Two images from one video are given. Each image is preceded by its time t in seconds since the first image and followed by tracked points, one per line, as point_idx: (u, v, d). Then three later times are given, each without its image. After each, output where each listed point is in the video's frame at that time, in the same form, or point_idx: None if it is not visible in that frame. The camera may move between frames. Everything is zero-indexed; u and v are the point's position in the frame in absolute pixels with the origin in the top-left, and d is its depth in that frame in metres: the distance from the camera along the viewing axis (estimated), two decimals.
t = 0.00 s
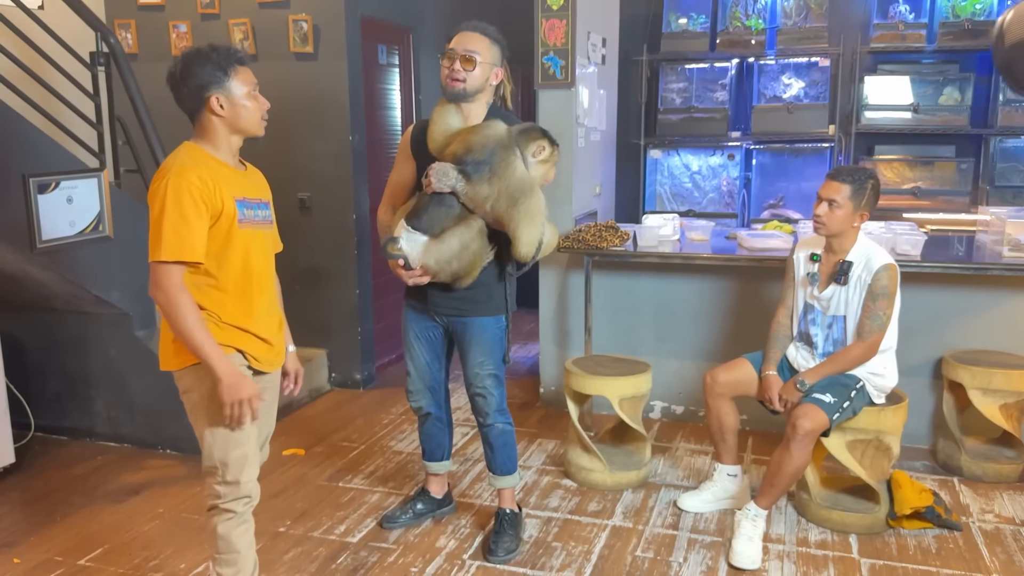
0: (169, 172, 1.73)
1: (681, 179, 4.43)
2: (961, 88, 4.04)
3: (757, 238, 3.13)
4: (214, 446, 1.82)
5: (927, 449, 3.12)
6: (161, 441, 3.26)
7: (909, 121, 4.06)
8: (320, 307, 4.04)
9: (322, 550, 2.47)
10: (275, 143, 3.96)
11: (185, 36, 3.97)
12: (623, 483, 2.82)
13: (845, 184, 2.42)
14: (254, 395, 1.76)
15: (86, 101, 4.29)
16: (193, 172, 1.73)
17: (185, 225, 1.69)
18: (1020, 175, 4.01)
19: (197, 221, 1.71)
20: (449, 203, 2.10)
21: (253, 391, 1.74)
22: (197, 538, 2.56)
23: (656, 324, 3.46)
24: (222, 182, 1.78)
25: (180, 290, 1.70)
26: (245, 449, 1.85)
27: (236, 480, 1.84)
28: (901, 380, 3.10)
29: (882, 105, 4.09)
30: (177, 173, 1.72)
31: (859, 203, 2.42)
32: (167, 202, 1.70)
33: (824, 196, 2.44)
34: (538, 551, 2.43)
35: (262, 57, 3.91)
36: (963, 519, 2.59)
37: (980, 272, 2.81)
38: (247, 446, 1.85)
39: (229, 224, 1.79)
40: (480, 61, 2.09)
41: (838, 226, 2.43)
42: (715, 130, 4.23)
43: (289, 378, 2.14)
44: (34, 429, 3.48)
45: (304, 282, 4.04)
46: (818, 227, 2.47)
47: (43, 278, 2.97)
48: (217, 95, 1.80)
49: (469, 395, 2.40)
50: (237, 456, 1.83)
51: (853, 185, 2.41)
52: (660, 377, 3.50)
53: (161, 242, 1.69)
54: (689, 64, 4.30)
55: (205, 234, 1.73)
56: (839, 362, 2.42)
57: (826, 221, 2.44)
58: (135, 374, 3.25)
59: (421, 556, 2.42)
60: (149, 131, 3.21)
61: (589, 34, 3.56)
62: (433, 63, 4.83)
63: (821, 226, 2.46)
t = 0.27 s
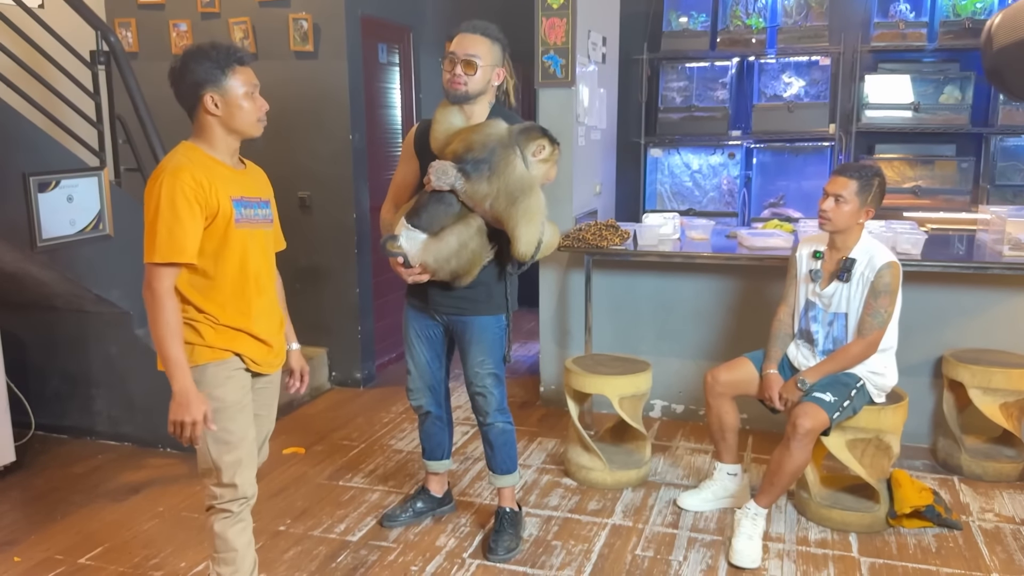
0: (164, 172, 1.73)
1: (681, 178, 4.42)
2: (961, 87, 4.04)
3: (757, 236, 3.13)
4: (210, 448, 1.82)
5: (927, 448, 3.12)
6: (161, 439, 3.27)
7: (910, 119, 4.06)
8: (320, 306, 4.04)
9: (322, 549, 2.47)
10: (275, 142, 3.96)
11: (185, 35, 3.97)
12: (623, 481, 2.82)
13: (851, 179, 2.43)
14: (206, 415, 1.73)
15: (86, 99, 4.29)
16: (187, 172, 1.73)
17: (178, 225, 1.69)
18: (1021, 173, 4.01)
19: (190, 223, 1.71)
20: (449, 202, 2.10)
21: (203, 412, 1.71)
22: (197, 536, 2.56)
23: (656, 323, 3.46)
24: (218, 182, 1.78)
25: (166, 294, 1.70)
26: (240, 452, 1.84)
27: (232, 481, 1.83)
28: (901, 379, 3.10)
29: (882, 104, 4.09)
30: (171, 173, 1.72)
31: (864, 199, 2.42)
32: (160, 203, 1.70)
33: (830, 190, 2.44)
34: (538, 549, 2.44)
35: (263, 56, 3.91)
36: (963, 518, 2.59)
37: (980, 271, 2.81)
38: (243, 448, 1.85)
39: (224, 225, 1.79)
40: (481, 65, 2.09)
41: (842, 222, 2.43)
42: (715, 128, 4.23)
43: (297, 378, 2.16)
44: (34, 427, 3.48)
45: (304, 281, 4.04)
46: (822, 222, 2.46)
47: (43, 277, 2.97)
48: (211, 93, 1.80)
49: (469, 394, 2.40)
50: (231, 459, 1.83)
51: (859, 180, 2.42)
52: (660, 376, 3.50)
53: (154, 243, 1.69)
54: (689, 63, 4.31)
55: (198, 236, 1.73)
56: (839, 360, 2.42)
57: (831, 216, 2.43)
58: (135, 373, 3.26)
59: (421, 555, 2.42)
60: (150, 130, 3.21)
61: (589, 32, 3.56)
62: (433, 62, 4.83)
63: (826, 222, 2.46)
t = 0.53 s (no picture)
0: (155, 175, 1.73)
1: (681, 176, 4.42)
2: (962, 85, 4.04)
3: (757, 235, 3.13)
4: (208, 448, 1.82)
5: (927, 447, 3.12)
6: (162, 438, 3.27)
7: (910, 118, 4.06)
8: (320, 304, 4.04)
9: (323, 547, 2.47)
10: (275, 140, 3.96)
11: (186, 34, 3.97)
12: (623, 480, 2.82)
13: (859, 174, 2.43)
14: (226, 407, 1.72)
15: (87, 98, 4.29)
16: (179, 175, 1.73)
17: (166, 230, 1.69)
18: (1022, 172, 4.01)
19: (181, 226, 1.71)
20: (449, 200, 2.09)
21: (221, 402, 1.70)
22: (197, 535, 2.56)
23: (656, 321, 3.46)
24: (211, 183, 1.77)
25: (162, 297, 1.70)
26: (239, 451, 1.84)
27: (231, 480, 1.83)
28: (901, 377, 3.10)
29: (883, 102, 4.09)
30: (162, 176, 1.72)
31: (872, 194, 2.42)
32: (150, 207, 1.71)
33: (838, 184, 2.45)
34: (538, 548, 2.44)
35: (263, 55, 3.91)
36: (964, 516, 2.59)
37: (981, 270, 2.81)
38: (241, 448, 1.84)
39: (218, 227, 1.78)
40: (486, 63, 2.09)
41: (850, 216, 2.43)
42: (715, 127, 4.22)
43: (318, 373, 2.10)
44: (35, 426, 3.49)
45: (304, 280, 4.05)
46: (829, 215, 2.46)
47: (43, 276, 2.97)
48: (203, 93, 1.79)
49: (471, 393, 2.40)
50: (229, 459, 1.82)
51: (867, 175, 2.42)
52: (660, 374, 3.50)
53: (144, 246, 1.69)
54: (690, 62, 4.30)
55: (190, 239, 1.72)
56: (843, 357, 2.42)
57: (839, 210, 2.43)
58: (136, 371, 3.26)
59: (421, 553, 2.42)
60: (150, 129, 3.21)
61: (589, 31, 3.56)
62: (433, 60, 4.83)
63: (833, 215, 2.46)
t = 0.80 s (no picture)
0: (151, 178, 1.72)
1: (681, 175, 4.42)
2: (963, 84, 4.03)
3: (757, 234, 3.13)
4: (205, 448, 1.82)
5: (927, 446, 3.12)
6: (162, 437, 3.27)
7: (911, 117, 4.05)
8: (321, 303, 4.04)
9: (323, 546, 2.47)
10: (276, 139, 3.96)
11: (186, 33, 3.97)
12: (624, 479, 2.82)
13: (862, 170, 2.44)
14: (221, 411, 1.72)
15: (87, 97, 4.29)
16: (175, 178, 1.72)
17: (161, 234, 1.69)
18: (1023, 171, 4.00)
19: (176, 230, 1.71)
20: (452, 199, 2.09)
21: (216, 405, 1.70)
22: (198, 534, 2.56)
23: (656, 320, 3.46)
24: (208, 186, 1.77)
25: (158, 301, 1.70)
26: (236, 452, 1.84)
27: (228, 480, 1.83)
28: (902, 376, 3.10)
29: (883, 101, 4.08)
30: (157, 179, 1.71)
31: (875, 189, 2.43)
32: (145, 211, 1.70)
33: (841, 180, 2.45)
34: (539, 546, 2.44)
35: (263, 53, 3.91)
36: (964, 515, 2.59)
37: (981, 269, 2.81)
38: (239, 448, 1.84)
39: (214, 230, 1.78)
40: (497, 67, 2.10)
41: (854, 212, 2.43)
42: (715, 126, 4.22)
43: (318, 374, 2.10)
44: (35, 425, 3.49)
45: (304, 279, 4.05)
46: (833, 212, 2.46)
47: (44, 274, 2.97)
48: (204, 93, 1.79)
49: (471, 391, 2.39)
50: (226, 459, 1.82)
51: (870, 171, 2.43)
52: (661, 373, 3.50)
53: (138, 250, 1.69)
54: (690, 60, 4.29)
55: (185, 243, 1.72)
56: (849, 352, 2.42)
57: (843, 207, 2.43)
58: (136, 370, 3.26)
59: (422, 552, 2.42)
60: (150, 128, 3.21)
61: (590, 30, 3.56)
62: (434, 59, 4.82)
63: (837, 212, 2.45)
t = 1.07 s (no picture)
0: (151, 177, 1.72)
1: (682, 174, 4.42)
2: (963, 83, 4.03)
3: (758, 233, 3.12)
4: (207, 450, 1.81)
5: (927, 445, 3.12)
6: (162, 436, 3.27)
7: (911, 116, 4.05)
8: (321, 302, 4.04)
9: (323, 545, 2.47)
10: (276, 138, 3.96)
11: (186, 32, 3.97)
12: (624, 478, 2.82)
13: (854, 175, 2.41)
14: (201, 421, 1.71)
15: (87, 96, 4.29)
16: (175, 177, 1.72)
17: (161, 233, 1.69)
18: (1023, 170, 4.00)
19: (176, 229, 1.70)
20: (451, 198, 2.09)
21: (198, 415, 1.69)
22: (198, 533, 2.56)
23: (657, 319, 3.46)
24: (209, 186, 1.77)
25: (157, 302, 1.70)
26: (238, 454, 1.83)
27: (231, 483, 1.82)
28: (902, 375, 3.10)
29: (883, 101, 4.08)
30: (158, 178, 1.71)
31: (870, 192, 2.41)
32: (145, 210, 1.70)
33: (835, 188, 2.43)
34: (539, 546, 2.44)
35: (263, 52, 3.90)
36: (964, 515, 2.59)
37: (982, 268, 2.81)
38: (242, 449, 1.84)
39: (215, 230, 1.78)
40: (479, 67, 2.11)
41: (850, 217, 2.43)
42: (716, 125, 4.22)
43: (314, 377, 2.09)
44: (35, 424, 3.49)
45: (304, 278, 4.04)
46: (830, 219, 2.46)
47: (44, 273, 2.97)
48: (210, 92, 1.78)
49: (468, 389, 2.37)
50: (228, 461, 1.81)
51: (862, 175, 2.40)
52: (661, 372, 3.50)
53: (139, 250, 1.69)
54: (690, 60, 4.29)
55: (185, 243, 1.72)
56: (857, 354, 2.42)
57: (839, 213, 2.42)
58: (136, 369, 3.26)
59: (422, 551, 2.42)
60: (150, 127, 3.21)
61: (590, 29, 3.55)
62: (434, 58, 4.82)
63: (833, 219, 2.45)
